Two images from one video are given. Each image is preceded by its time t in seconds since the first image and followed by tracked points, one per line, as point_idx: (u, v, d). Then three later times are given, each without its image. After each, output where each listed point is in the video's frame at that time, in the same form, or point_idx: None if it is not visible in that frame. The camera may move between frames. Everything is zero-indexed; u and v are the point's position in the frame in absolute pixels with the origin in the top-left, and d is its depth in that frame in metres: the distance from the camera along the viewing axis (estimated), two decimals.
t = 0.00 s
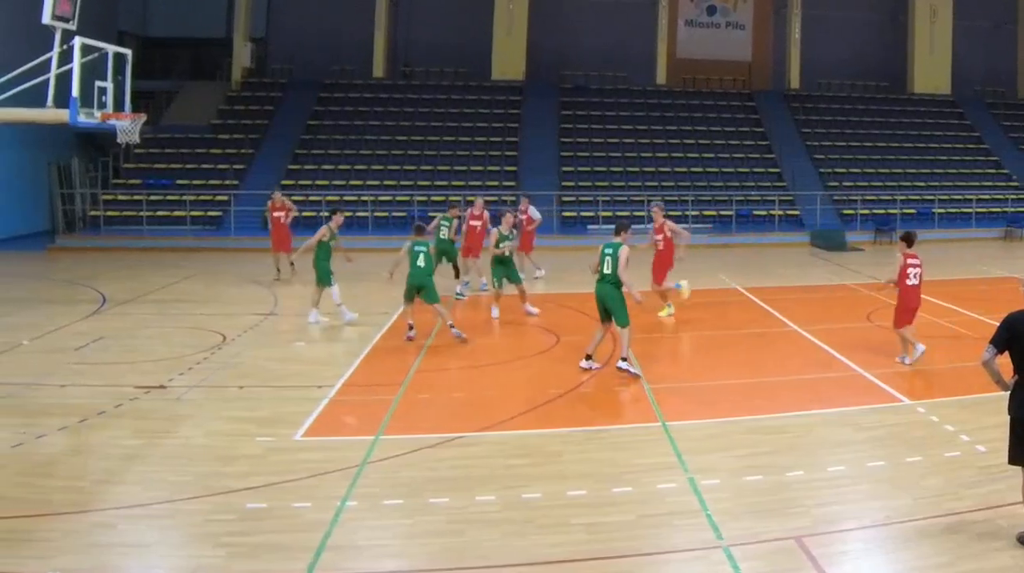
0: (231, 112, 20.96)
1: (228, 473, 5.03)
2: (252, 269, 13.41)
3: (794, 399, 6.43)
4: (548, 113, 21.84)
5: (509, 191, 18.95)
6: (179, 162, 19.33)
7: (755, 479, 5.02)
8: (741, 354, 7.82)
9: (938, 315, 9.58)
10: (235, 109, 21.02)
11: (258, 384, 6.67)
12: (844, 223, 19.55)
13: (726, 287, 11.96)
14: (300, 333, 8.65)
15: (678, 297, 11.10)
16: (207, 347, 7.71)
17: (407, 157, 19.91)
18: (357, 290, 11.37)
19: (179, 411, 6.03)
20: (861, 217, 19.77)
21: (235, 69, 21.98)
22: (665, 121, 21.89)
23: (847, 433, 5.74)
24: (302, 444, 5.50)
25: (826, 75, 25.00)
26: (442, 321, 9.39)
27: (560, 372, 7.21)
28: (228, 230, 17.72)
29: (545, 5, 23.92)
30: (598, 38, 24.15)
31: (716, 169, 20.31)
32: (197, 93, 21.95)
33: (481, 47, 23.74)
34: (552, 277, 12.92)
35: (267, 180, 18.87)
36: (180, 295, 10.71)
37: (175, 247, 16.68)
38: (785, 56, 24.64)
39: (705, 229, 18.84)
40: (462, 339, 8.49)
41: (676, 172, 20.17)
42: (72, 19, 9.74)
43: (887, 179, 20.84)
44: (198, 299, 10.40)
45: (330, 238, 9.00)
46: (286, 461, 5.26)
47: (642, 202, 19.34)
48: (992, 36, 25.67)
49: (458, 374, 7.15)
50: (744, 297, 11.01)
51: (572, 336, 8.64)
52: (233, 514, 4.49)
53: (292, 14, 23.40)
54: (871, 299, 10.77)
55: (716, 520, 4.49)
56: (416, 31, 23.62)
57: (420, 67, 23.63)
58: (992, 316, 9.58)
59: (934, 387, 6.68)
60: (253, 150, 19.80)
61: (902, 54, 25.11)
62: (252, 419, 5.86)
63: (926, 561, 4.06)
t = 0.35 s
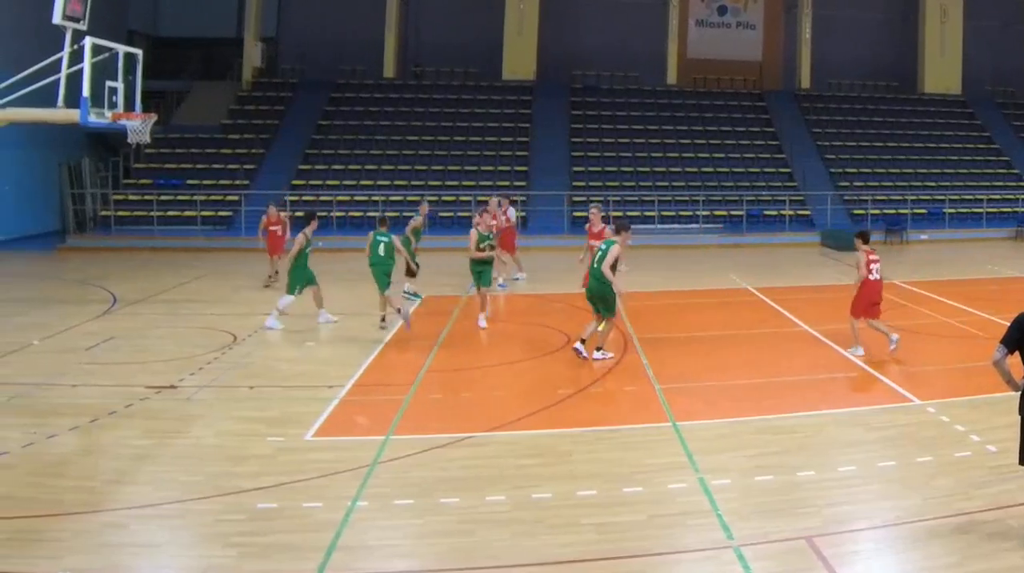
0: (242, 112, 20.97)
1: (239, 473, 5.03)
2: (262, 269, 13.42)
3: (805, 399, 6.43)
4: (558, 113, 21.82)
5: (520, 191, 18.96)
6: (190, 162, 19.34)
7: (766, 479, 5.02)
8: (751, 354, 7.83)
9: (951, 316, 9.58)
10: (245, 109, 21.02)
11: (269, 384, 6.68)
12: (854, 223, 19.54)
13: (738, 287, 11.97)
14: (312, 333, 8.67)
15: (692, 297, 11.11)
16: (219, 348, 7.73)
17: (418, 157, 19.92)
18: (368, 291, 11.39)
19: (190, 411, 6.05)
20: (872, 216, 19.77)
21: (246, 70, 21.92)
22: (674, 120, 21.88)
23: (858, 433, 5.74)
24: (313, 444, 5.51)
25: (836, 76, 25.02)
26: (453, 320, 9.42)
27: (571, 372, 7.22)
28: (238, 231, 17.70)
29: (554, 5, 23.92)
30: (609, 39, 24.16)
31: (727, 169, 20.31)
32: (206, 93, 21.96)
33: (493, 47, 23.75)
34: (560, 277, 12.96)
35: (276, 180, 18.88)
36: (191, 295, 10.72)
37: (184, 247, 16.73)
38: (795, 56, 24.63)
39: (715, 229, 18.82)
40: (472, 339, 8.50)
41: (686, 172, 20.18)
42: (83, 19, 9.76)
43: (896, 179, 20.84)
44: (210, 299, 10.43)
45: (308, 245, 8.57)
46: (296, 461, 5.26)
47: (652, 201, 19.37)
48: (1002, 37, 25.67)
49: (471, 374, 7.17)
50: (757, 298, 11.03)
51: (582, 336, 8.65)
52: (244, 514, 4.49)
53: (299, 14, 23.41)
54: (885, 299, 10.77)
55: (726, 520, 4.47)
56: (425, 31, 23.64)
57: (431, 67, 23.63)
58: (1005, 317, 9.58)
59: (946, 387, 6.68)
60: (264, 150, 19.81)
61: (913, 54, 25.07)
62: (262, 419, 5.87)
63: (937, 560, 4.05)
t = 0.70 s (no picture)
0: (241, 112, 20.97)
1: (239, 473, 5.03)
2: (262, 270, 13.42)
3: (804, 399, 6.44)
4: (558, 112, 21.82)
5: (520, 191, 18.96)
6: (190, 162, 19.34)
7: (766, 479, 5.01)
8: (751, 354, 7.83)
9: (951, 316, 9.58)
10: (246, 109, 21.02)
11: (268, 385, 6.67)
12: (854, 223, 19.54)
13: (738, 287, 11.98)
14: (311, 333, 8.66)
15: (692, 297, 11.12)
16: (219, 348, 7.72)
17: (417, 157, 19.93)
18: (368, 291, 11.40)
19: (190, 411, 6.04)
20: (873, 216, 19.77)
21: (246, 69, 21.91)
22: (674, 120, 21.88)
23: (857, 433, 5.74)
24: (313, 444, 5.51)
25: (836, 76, 25.02)
26: (452, 320, 9.42)
27: (571, 372, 7.22)
28: (238, 231, 17.71)
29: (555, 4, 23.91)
30: (609, 39, 24.16)
31: (727, 169, 20.31)
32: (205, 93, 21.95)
33: (494, 47, 23.73)
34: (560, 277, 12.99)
35: (276, 179, 18.88)
36: (192, 295, 10.73)
37: (184, 247, 16.73)
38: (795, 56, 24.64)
39: (715, 229, 18.82)
40: (472, 340, 8.50)
41: (686, 172, 20.18)
42: (83, 19, 9.76)
43: (896, 179, 20.84)
44: (210, 299, 10.43)
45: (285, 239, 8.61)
46: (296, 461, 5.26)
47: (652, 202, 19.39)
48: (1002, 37, 25.66)
49: (469, 374, 7.16)
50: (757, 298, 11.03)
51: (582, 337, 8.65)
52: (243, 514, 4.49)
53: (300, 14, 23.40)
54: (885, 299, 10.78)
55: (726, 520, 4.47)
56: (425, 31, 23.63)
57: (431, 67, 23.62)
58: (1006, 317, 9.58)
59: (945, 387, 6.68)
60: (263, 150, 19.81)
61: (913, 54, 25.07)
62: (262, 419, 5.87)
63: (936, 560, 4.05)
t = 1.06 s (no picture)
0: (241, 112, 20.98)
1: (239, 473, 5.04)
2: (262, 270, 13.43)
3: (805, 399, 6.44)
4: (558, 113, 21.82)
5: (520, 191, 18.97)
6: (189, 162, 19.34)
7: (766, 479, 5.01)
8: (751, 354, 7.83)
9: (950, 315, 9.58)
10: (245, 109, 21.03)
11: (269, 385, 6.68)
12: (854, 223, 19.55)
13: (738, 287, 11.99)
14: (311, 333, 8.68)
15: (691, 297, 11.12)
16: (219, 348, 7.72)
17: (417, 157, 19.93)
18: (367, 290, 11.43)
19: (190, 411, 6.04)
20: (873, 216, 19.78)
21: (246, 69, 21.92)
22: (674, 120, 21.88)
23: (857, 433, 5.74)
24: (313, 444, 5.51)
25: (836, 76, 25.03)
26: (452, 320, 9.42)
27: (572, 372, 7.22)
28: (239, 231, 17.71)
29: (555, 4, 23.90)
30: (608, 40, 24.16)
31: (727, 169, 20.32)
32: (205, 93, 21.95)
33: (494, 48, 23.74)
34: (559, 277, 13.00)
35: (277, 179, 18.89)
36: (193, 295, 10.74)
37: (184, 248, 16.73)
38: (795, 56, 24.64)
39: (715, 229, 18.83)
40: (472, 339, 8.50)
41: (686, 172, 20.18)
42: (83, 19, 9.76)
43: (896, 179, 20.83)
44: (210, 299, 10.44)
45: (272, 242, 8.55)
46: (296, 461, 5.26)
47: (652, 202, 19.40)
48: (1004, 38, 25.67)
49: (469, 373, 7.18)
50: (758, 298, 11.02)
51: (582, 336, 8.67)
52: (244, 514, 4.49)
53: (300, 14, 23.40)
54: (884, 299, 10.77)
55: (726, 520, 4.47)
56: (425, 32, 23.64)
57: (431, 67, 23.62)
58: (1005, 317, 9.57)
59: (945, 387, 6.68)
60: (264, 150, 19.81)
61: (914, 54, 25.07)
62: (262, 418, 5.87)
63: (937, 559, 4.04)
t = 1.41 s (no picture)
0: (241, 112, 20.98)
1: (238, 473, 5.03)
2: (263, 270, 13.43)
3: (805, 399, 6.44)
4: (558, 112, 21.82)
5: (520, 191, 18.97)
6: (189, 162, 19.34)
7: (766, 479, 5.01)
8: (751, 354, 7.82)
9: (950, 315, 9.58)
10: (245, 109, 21.03)
11: (268, 385, 6.67)
12: (855, 223, 19.56)
13: (737, 287, 11.99)
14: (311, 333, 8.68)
15: (691, 297, 11.12)
16: (218, 348, 7.72)
17: (417, 157, 19.93)
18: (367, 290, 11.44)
19: (190, 411, 6.04)
20: (873, 217, 19.79)
21: (246, 70, 21.93)
22: (674, 120, 21.88)
23: (857, 433, 5.74)
24: (312, 444, 5.51)
25: (836, 76, 25.02)
26: (454, 320, 9.41)
27: (572, 372, 7.21)
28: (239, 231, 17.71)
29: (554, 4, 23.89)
30: (607, 40, 24.16)
31: (727, 169, 20.31)
32: (205, 93, 21.96)
33: (494, 48, 23.74)
34: (558, 277, 13.01)
35: (277, 179, 18.90)
36: (193, 295, 10.74)
37: (184, 248, 16.72)
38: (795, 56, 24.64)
39: (716, 229, 18.84)
40: (473, 340, 8.50)
41: (686, 172, 20.17)
42: (83, 19, 9.76)
43: (896, 179, 20.84)
44: (210, 299, 10.44)
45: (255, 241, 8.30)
46: (296, 461, 5.26)
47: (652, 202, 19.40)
48: (1003, 38, 25.67)
49: (470, 373, 7.18)
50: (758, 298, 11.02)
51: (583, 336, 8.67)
52: (244, 514, 4.49)
53: (299, 14, 23.40)
54: (884, 299, 10.77)
55: (726, 521, 4.47)
56: (424, 32, 23.63)
57: (431, 67, 23.62)
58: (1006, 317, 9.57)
59: (945, 386, 6.68)
60: (264, 150, 19.81)
61: (914, 54, 25.06)
62: (261, 418, 5.87)
63: (937, 560, 4.04)
